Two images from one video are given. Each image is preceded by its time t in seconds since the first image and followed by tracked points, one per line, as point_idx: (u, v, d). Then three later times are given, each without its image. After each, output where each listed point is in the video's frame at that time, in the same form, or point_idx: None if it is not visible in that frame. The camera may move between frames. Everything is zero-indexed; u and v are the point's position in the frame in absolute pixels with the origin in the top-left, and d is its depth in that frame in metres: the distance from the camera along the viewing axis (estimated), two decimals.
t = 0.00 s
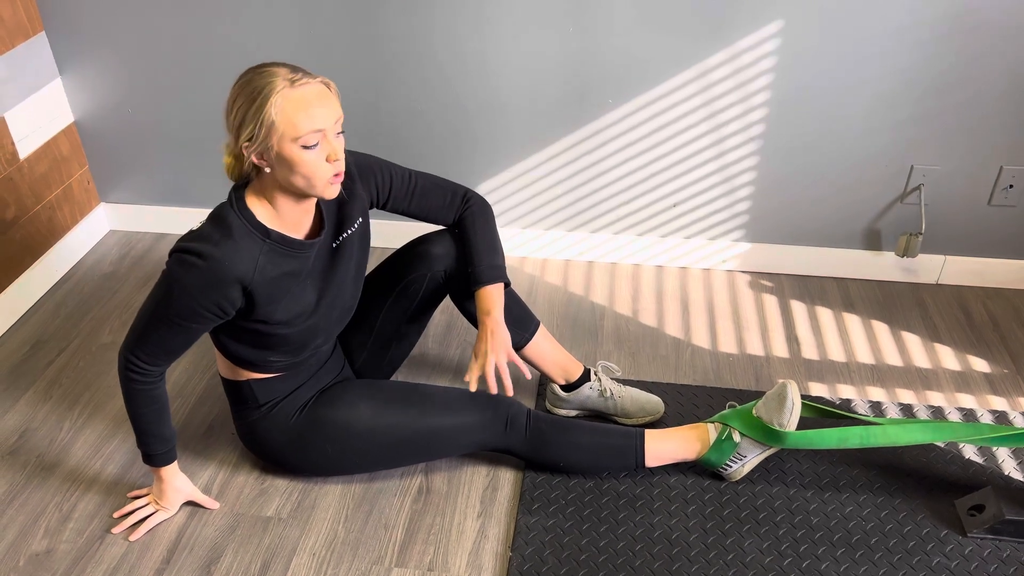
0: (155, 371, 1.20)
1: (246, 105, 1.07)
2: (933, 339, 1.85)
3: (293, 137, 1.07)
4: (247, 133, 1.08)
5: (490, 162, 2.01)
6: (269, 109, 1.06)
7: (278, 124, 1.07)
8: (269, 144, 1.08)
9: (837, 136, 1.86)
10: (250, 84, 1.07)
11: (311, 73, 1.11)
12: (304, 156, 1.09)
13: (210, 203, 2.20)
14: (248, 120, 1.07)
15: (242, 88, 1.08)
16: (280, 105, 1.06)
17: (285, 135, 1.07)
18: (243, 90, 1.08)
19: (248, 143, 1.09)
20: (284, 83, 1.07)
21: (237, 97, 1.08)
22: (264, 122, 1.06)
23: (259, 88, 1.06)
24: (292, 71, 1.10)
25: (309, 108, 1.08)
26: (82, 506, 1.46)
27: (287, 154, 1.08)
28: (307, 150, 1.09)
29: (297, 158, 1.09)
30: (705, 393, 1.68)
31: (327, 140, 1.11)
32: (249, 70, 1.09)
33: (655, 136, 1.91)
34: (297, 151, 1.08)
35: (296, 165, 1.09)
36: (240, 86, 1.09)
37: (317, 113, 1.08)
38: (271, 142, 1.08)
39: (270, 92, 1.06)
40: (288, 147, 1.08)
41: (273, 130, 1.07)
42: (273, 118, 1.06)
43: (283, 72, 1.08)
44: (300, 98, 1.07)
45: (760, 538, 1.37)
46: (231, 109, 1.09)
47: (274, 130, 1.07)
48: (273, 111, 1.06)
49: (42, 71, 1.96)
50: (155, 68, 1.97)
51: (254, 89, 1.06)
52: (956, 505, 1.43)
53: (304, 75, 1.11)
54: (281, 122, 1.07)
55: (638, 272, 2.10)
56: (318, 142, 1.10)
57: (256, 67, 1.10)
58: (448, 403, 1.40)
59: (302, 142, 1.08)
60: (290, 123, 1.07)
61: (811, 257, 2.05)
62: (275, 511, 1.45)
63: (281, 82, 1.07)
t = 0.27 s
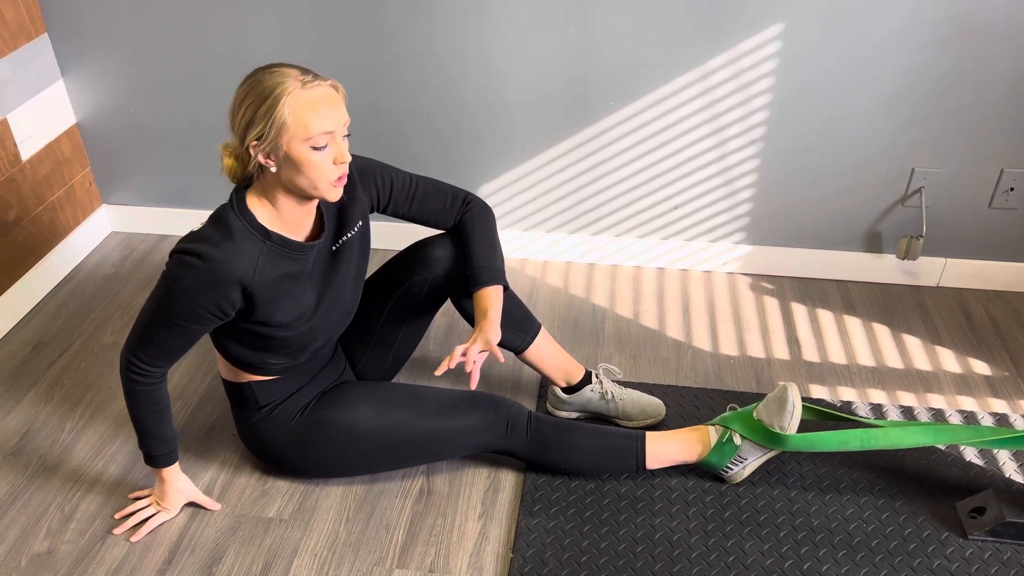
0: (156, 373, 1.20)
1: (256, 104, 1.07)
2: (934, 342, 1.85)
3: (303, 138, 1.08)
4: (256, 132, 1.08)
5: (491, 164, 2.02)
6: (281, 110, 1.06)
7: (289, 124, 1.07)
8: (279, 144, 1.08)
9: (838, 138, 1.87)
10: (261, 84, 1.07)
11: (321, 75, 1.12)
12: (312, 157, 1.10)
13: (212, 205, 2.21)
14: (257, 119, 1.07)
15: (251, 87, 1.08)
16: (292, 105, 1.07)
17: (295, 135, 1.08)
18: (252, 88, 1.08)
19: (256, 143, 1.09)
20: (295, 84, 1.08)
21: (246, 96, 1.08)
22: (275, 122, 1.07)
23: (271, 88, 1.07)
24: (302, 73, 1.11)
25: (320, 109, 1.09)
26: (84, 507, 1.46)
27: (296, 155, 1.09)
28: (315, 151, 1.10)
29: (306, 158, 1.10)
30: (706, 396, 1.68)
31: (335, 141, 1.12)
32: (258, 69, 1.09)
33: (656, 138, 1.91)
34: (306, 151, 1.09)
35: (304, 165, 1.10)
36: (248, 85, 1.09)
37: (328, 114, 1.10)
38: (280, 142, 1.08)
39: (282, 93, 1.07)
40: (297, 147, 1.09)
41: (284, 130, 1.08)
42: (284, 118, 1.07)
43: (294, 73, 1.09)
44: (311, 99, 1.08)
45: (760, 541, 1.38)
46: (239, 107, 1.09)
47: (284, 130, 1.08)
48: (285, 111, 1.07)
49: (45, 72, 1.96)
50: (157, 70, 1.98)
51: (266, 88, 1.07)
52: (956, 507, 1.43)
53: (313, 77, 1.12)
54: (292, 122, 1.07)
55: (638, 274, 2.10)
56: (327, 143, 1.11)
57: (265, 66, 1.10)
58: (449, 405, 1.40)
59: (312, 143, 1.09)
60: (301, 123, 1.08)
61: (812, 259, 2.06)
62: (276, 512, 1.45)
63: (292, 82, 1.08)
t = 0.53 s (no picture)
0: (158, 374, 1.21)
1: (277, 106, 1.08)
2: (934, 344, 1.85)
3: (321, 143, 1.09)
4: (274, 132, 1.08)
5: (492, 166, 2.02)
6: (302, 113, 1.07)
7: (308, 127, 1.08)
8: (295, 146, 1.09)
9: (838, 141, 1.87)
10: (284, 85, 1.08)
11: (344, 84, 1.14)
12: (327, 162, 1.11)
13: (213, 206, 2.21)
14: (277, 120, 1.08)
15: (275, 88, 1.09)
16: (314, 110, 1.08)
17: (312, 140, 1.09)
18: (275, 90, 1.09)
19: (272, 143, 1.09)
20: (319, 90, 1.09)
21: (268, 97, 1.09)
22: (295, 124, 1.08)
23: (295, 92, 1.08)
24: (326, 80, 1.12)
25: (341, 116, 1.10)
26: (84, 507, 1.46)
27: (311, 158, 1.10)
28: (330, 156, 1.11)
29: (320, 163, 1.10)
30: (706, 397, 1.68)
31: (351, 149, 1.13)
32: (282, 72, 1.11)
33: (657, 140, 1.91)
34: (321, 156, 1.10)
35: (316, 169, 1.11)
36: (271, 86, 1.10)
37: (348, 123, 1.11)
38: (297, 145, 1.09)
39: (305, 97, 1.08)
40: (314, 151, 1.10)
41: (303, 134, 1.08)
42: (305, 122, 1.08)
43: (318, 79, 1.10)
44: (333, 107, 1.10)
45: (760, 542, 1.38)
46: (259, 106, 1.10)
47: (304, 134, 1.08)
48: (306, 115, 1.08)
49: (46, 74, 1.96)
50: (158, 71, 1.98)
51: (291, 91, 1.08)
52: (956, 509, 1.43)
53: (335, 85, 1.13)
54: (312, 126, 1.08)
55: (639, 276, 2.10)
56: (343, 150, 1.12)
57: (290, 70, 1.11)
58: (449, 405, 1.40)
59: (328, 148, 1.10)
60: (321, 128, 1.09)
61: (812, 261, 2.06)
62: (276, 513, 1.45)
63: (316, 88, 1.09)
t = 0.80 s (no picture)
0: (166, 374, 1.21)
1: (289, 105, 1.09)
2: (933, 346, 1.86)
3: (329, 145, 1.10)
4: (284, 132, 1.09)
5: (493, 167, 2.02)
6: (313, 113, 1.08)
7: (318, 129, 1.09)
8: (304, 147, 1.10)
9: (838, 143, 1.87)
10: (296, 85, 1.09)
11: (355, 87, 1.14)
12: (335, 164, 1.12)
13: (214, 206, 2.21)
14: (288, 120, 1.09)
15: (287, 87, 1.10)
16: (325, 112, 1.09)
17: (321, 141, 1.10)
18: (287, 88, 1.10)
19: (282, 142, 1.10)
20: (331, 93, 1.10)
21: (280, 95, 1.10)
22: (305, 125, 1.08)
23: (307, 93, 1.09)
24: (337, 82, 1.13)
25: (351, 120, 1.11)
26: (86, 507, 1.47)
27: (319, 159, 1.10)
28: (339, 159, 1.12)
29: (328, 165, 1.11)
30: (706, 398, 1.69)
31: (358, 152, 1.14)
32: (296, 72, 1.12)
33: (658, 141, 1.92)
34: (329, 158, 1.11)
35: (324, 171, 1.12)
36: (284, 85, 1.11)
37: (357, 127, 1.12)
38: (306, 145, 1.10)
39: (317, 99, 1.09)
40: (322, 153, 1.10)
41: (313, 135, 1.09)
42: (315, 123, 1.09)
43: (330, 81, 1.11)
44: (344, 110, 1.11)
45: (760, 542, 1.38)
46: (271, 104, 1.11)
47: (313, 135, 1.09)
48: (317, 116, 1.09)
49: (49, 75, 1.97)
50: (160, 72, 1.99)
51: (303, 91, 1.09)
52: (955, 511, 1.43)
53: (347, 88, 1.14)
54: (321, 127, 1.09)
55: (640, 277, 2.11)
56: (351, 153, 1.13)
57: (304, 70, 1.12)
58: (451, 405, 1.41)
59: (337, 150, 1.11)
60: (330, 130, 1.09)
61: (813, 263, 2.06)
62: (277, 512, 1.45)
63: (328, 90, 1.10)
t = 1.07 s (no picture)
0: (166, 373, 1.21)
1: (325, 119, 1.09)
2: (934, 347, 1.86)
3: (354, 165, 1.10)
4: (313, 143, 1.09)
5: (494, 168, 2.03)
6: (347, 133, 1.08)
7: (347, 149, 1.09)
8: (329, 162, 1.10)
9: (839, 144, 1.88)
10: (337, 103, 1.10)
11: (392, 116, 1.15)
12: (355, 185, 1.11)
13: (217, 206, 2.22)
14: (320, 133, 1.09)
15: (330, 101, 1.10)
16: (359, 134, 1.09)
17: (347, 160, 1.09)
18: (328, 104, 1.10)
19: (308, 151, 1.10)
20: (369, 118, 1.10)
21: (320, 107, 1.10)
22: (335, 142, 1.08)
23: (346, 113, 1.09)
24: (376, 108, 1.13)
25: (381, 147, 1.11)
26: (87, 505, 1.47)
27: (340, 176, 1.10)
28: (360, 180, 1.12)
29: (349, 184, 1.11)
30: (707, 399, 1.69)
31: (380, 178, 1.14)
32: (339, 89, 1.12)
33: (659, 143, 1.92)
34: (350, 177, 1.11)
35: (343, 188, 1.11)
36: (326, 98, 1.11)
37: (385, 156, 1.12)
38: (331, 160, 1.09)
39: (353, 121, 1.09)
40: (345, 171, 1.10)
41: (341, 153, 1.09)
42: (346, 142, 1.08)
43: (370, 106, 1.12)
44: (377, 137, 1.11)
45: (760, 543, 1.38)
46: (308, 112, 1.11)
47: (341, 153, 1.09)
48: (350, 136, 1.08)
49: (53, 75, 1.98)
50: (163, 72, 1.99)
51: (342, 110, 1.09)
52: (955, 512, 1.43)
53: (386, 117, 1.14)
54: (351, 148, 1.09)
55: (640, 278, 2.11)
56: (373, 178, 1.13)
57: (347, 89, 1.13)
58: (451, 405, 1.41)
59: (360, 172, 1.11)
60: (358, 152, 1.09)
61: (813, 264, 2.07)
62: (278, 511, 1.46)
63: (367, 115, 1.10)
